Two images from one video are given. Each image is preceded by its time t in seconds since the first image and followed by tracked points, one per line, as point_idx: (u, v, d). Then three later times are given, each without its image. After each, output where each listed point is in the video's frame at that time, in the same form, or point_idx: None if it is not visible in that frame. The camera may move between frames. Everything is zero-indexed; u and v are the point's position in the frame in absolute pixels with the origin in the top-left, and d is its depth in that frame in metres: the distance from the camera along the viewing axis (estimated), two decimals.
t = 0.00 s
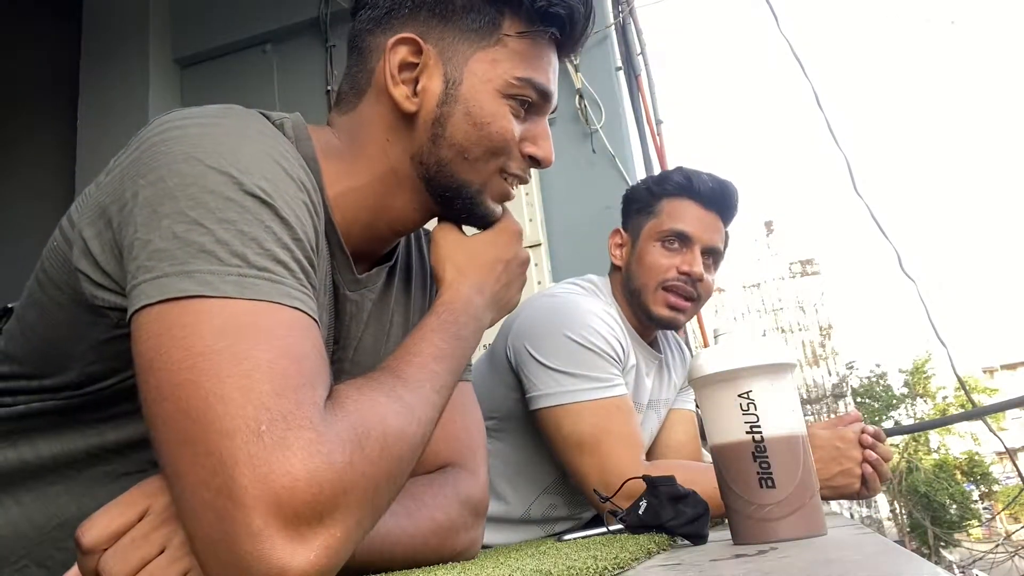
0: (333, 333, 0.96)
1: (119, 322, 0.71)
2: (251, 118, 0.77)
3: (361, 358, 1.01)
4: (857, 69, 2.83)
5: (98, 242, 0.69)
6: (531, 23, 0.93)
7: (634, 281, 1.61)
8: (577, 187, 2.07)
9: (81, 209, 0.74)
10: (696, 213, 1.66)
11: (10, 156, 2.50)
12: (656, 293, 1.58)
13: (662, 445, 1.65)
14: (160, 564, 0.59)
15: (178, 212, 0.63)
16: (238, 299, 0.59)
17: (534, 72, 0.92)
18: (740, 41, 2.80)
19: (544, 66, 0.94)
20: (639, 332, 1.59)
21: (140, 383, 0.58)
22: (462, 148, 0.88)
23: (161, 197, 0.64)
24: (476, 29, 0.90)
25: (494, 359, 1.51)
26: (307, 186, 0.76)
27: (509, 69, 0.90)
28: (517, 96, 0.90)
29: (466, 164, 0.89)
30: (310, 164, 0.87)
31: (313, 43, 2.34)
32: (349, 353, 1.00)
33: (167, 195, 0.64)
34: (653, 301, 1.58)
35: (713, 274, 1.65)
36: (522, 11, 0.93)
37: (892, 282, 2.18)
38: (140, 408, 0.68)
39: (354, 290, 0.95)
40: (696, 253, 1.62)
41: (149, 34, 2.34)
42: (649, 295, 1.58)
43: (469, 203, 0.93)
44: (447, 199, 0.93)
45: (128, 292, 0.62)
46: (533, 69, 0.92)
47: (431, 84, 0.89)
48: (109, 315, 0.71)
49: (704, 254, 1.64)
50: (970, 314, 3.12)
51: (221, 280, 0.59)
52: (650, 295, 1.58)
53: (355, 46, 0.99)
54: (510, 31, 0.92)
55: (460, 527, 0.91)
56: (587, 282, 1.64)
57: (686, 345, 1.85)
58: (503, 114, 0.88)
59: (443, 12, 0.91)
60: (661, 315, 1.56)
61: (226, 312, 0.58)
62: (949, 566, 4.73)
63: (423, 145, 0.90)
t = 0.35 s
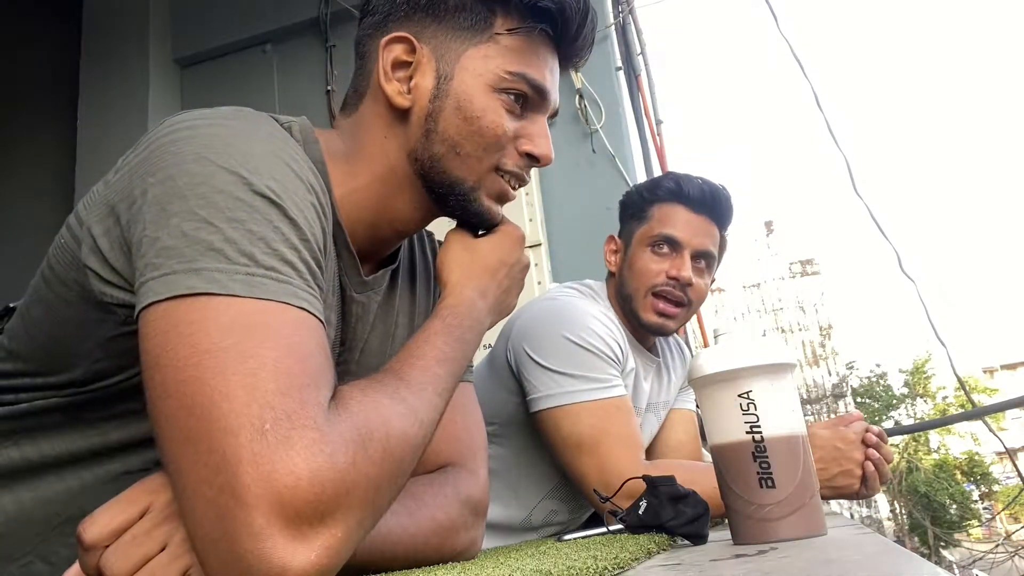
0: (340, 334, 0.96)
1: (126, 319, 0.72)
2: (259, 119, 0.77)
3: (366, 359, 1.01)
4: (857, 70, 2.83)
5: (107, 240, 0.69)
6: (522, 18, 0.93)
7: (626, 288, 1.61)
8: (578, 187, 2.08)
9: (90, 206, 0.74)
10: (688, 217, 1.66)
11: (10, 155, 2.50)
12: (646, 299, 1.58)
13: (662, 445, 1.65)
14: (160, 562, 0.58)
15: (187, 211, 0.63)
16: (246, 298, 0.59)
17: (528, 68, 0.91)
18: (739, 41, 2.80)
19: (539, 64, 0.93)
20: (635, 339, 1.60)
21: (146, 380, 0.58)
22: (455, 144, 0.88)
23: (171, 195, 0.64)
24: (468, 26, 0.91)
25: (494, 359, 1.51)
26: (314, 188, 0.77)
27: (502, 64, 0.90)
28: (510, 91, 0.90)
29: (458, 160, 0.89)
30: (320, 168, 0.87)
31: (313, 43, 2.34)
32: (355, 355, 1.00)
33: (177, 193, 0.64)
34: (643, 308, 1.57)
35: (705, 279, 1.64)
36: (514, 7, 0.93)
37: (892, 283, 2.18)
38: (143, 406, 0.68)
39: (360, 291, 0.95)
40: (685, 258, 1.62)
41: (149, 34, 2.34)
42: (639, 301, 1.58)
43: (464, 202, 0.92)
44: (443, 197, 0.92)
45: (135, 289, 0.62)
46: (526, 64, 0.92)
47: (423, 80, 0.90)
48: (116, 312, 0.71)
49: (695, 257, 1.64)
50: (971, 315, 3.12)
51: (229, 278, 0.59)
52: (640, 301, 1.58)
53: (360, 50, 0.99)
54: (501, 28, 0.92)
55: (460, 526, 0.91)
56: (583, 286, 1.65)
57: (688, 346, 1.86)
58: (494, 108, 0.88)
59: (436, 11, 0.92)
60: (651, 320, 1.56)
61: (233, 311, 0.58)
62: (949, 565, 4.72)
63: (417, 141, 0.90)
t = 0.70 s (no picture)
0: (341, 335, 0.96)
1: (126, 318, 0.72)
2: (260, 118, 0.77)
3: (367, 358, 1.01)
4: (856, 70, 2.83)
5: (107, 239, 0.69)
6: (523, 16, 0.93)
7: (631, 287, 1.61)
8: (577, 187, 2.07)
9: (90, 205, 0.74)
10: (691, 218, 1.66)
11: (10, 155, 2.50)
12: (654, 298, 1.58)
13: (663, 445, 1.65)
14: (161, 562, 0.58)
15: (189, 210, 0.63)
16: (247, 298, 0.59)
17: (528, 66, 0.91)
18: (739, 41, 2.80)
19: (539, 61, 0.94)
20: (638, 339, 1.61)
21: (145, 381, 0.58)
22: (457, 143, 0.89)
23: (172, 195, 0.64)
24: (469, 25, 0.91)
25: (494, 360, 1.51)
26: (316, 188, 0.77)
27: (502, 63, 0.90)
28: (511, 89, 0.90)
29: (461, 159, 0.89)
30: (321, 168, 0.87)
31: (313, 43, 2.34)
32: (356, 354, 0.99)
33: (178, 192, 0.64)
34: (651, 306, 1.57)
35: (709, 278, 1.64)
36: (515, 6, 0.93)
37: (892, 282, 2.18)
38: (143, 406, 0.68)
39: (360, 291, 0.95)
40: (691, 258, 1.62)
41: (149, 34, 2.34)
42: (647, 300, 1.57)
43: (466, 200, 0.93)
44: (445, 195, 0.92)
45: (135, 288, 0.62)
46: (526, 62, 0.92)
47: (424, 80, 0.90)
48: (116, 312, 0.71)
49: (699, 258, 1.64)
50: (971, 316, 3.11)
51: (231, 277, 0.59)
52: (648, 300, 1.58)
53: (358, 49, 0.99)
54: (502, 27, 0.92)
55: (461, 526, 0.91)
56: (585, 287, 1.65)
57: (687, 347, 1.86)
58: (495, 107, 0.88)
59: (437, 10, 0.92)
60: (659, 319, 1.56)
61: (234, 311, 0.58)
62: (949, 566, 4.71)
63: (419, 140, 0.90)
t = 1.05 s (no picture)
0: (340, 335, 0.96)
1: (125, 319, 0.72)
2: (259, 119, 0.77)
3: (366, 358, 1.01)
4: (857, 70, 2.83)
5: (105, 240, 0.69)
6: (525, 17, 0.93)
7: (639, 291, 1.60)
8: (577, 187, 2.08)
9: (89, 205, 0.73)
10: (695, 219, 1.65)
11: (10, 155, 2.49)
12: (664, 302, 1.57)
13: (663, 445, 1.65)
14: (161, 563, 0.58)
15: (187, 210, 0.63)
16: (246, 299, 0.59)
17: (530, 67, 0.91)
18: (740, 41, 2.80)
19: (541, 62, 0.94)
20: (642, 341, 1.61)
21: (144, 381, 0.58)
22: (461, 145, 0.89)
23: (170, 195, 0.64)
24: (472, 26, 0.91)
25: (495, 359, 1.51)
26: (315, 189, 0.77)
27: (505, 64, 0.90)
28: (514, 90, 0.90)
29: (465, 161, 0.89)
30: (319, 168, 0.87)
31: (313, 43, 2.34)
32: (355, 354, 1.00)
33: (176, 193, 0.64)
34: (662, 310, 1.57)
35: (712, 278, 1.65)
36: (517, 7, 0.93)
37: (892, 282, 2.18)
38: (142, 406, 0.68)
39: (358, 291, 0.95)
40: (697, 259, 1.62)
41: (149, 34, 2.34)
42: (657, 304, 1.57)
43: (469, 200, 0.93)
44: (447, 194, 0.92)
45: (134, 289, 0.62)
46: (528, 63, 0.92)
47: (427, 81, 0.90)
48: (115, 313, 0.71)
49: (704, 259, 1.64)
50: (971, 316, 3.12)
51: (230, 278, 0.59)
52: (658, 304, 1.57)
53: (357, 49, 0.99)
54: (505, 28, 0.92)
55: (460, 526, 0.91)
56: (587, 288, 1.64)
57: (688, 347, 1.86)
58: (498, 109, 0.88)
59: (438, 11, 0.92)
60: (670, 322, 1.56)
61: (235, 312, 0.58)
62: (949, 565, 4.72)
63: (421, 142, 0.90)
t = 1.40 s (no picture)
0: (337, 334, 0.96)
1: (124, 322, 0.71)
2: (255, 119, 0.77)
3: (363, 356, 1.01)
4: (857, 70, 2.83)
5: (102, 242, 0.69)
6: (525, 19, 0.93)
7: (636, 291, 1.61)
8: (578, 187, 2.08)
9: (86, 208, 0.73)
10: (695, 220, 1.65)
11: (11, 154, 2.49)
12: (660, 303, 1.58)
13: (663, 446, 1.65)
14: (160, 565, 0.58)
15: (184, 213, 0.63)
16: (243, 300, 0.59)
17: (529, 67, 0.91)
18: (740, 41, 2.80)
19: (540, 63, 0.94)
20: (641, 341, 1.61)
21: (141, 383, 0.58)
22: (459, 143, 0.89)
23: (167, 197, 0.64)
24: (472, 24, 0.90)
25: (495, 358, 1.51)
26: (312, 190, 0.77)
27: (504, 63, 0.90)
28: (513, 91, 0.90)
29: (462, 159, 0.89)
30: (315, 166, 0.87)
31: (313, 43, 2.34)
32: (352, 353, 1.00)
33: (173, 196, 0.64)
34: (656, 310, 1.57)
35: (711, 280, 1.65)
36: (517, 7, 0.93)
37: (892, 282, 2.18)
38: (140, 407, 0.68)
39: (355, 291, 0.95)
40: (695, 262, 1.62)
41: (149, 34, 2.34)
42: (652, 304, 1.58)
43: (465, 198, 0.93)
44: (444, 192, 0.93)
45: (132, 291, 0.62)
46: (527, 63, 0.92)
47: (426, 78, 0.90)
48: (113, 315, 0.71)
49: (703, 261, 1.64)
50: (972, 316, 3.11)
51: (227, 279, 0.59)
52: (653, 304, 1.58)
53: (356, 44, 0.99)
54: (506, 28, 0.92)
55: (460, 526, 0.91)
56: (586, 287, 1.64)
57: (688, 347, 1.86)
58: (497, 109, 0.89)
59: (440, 8, 0.92)
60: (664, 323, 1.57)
61: (232, 312, 0.58)
62: (950, 565, 4.71)
63: (420, 138, 0.90)
